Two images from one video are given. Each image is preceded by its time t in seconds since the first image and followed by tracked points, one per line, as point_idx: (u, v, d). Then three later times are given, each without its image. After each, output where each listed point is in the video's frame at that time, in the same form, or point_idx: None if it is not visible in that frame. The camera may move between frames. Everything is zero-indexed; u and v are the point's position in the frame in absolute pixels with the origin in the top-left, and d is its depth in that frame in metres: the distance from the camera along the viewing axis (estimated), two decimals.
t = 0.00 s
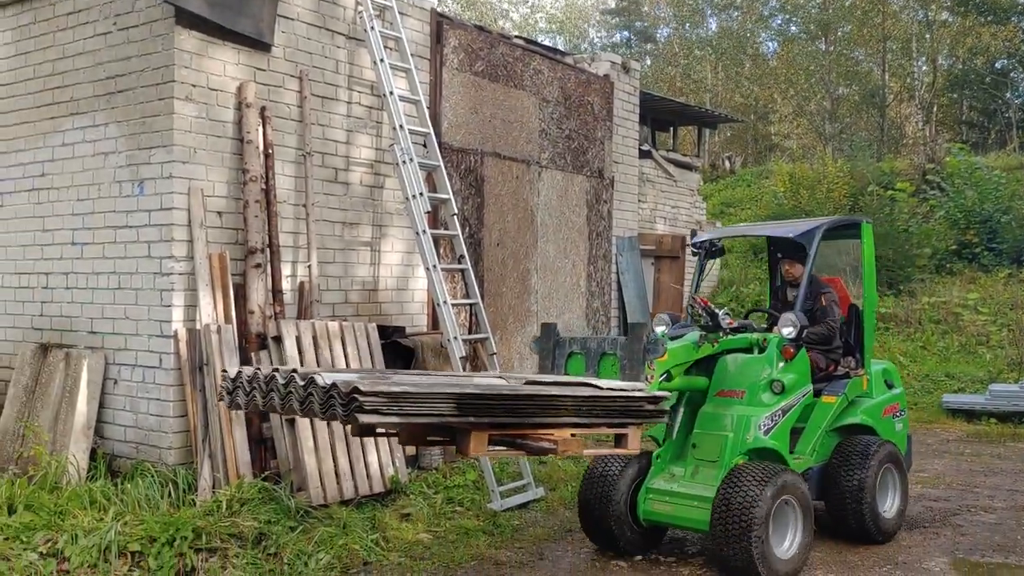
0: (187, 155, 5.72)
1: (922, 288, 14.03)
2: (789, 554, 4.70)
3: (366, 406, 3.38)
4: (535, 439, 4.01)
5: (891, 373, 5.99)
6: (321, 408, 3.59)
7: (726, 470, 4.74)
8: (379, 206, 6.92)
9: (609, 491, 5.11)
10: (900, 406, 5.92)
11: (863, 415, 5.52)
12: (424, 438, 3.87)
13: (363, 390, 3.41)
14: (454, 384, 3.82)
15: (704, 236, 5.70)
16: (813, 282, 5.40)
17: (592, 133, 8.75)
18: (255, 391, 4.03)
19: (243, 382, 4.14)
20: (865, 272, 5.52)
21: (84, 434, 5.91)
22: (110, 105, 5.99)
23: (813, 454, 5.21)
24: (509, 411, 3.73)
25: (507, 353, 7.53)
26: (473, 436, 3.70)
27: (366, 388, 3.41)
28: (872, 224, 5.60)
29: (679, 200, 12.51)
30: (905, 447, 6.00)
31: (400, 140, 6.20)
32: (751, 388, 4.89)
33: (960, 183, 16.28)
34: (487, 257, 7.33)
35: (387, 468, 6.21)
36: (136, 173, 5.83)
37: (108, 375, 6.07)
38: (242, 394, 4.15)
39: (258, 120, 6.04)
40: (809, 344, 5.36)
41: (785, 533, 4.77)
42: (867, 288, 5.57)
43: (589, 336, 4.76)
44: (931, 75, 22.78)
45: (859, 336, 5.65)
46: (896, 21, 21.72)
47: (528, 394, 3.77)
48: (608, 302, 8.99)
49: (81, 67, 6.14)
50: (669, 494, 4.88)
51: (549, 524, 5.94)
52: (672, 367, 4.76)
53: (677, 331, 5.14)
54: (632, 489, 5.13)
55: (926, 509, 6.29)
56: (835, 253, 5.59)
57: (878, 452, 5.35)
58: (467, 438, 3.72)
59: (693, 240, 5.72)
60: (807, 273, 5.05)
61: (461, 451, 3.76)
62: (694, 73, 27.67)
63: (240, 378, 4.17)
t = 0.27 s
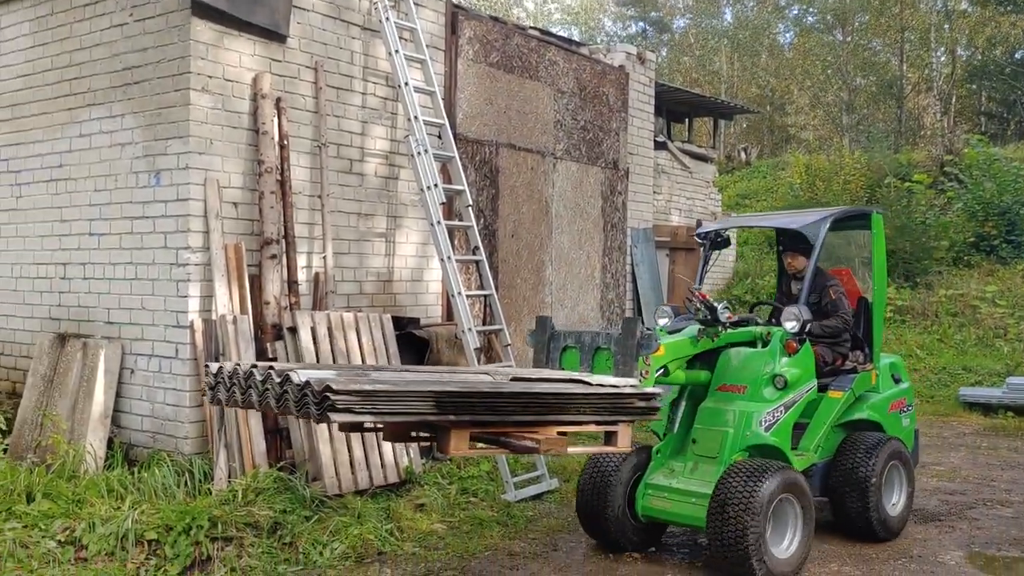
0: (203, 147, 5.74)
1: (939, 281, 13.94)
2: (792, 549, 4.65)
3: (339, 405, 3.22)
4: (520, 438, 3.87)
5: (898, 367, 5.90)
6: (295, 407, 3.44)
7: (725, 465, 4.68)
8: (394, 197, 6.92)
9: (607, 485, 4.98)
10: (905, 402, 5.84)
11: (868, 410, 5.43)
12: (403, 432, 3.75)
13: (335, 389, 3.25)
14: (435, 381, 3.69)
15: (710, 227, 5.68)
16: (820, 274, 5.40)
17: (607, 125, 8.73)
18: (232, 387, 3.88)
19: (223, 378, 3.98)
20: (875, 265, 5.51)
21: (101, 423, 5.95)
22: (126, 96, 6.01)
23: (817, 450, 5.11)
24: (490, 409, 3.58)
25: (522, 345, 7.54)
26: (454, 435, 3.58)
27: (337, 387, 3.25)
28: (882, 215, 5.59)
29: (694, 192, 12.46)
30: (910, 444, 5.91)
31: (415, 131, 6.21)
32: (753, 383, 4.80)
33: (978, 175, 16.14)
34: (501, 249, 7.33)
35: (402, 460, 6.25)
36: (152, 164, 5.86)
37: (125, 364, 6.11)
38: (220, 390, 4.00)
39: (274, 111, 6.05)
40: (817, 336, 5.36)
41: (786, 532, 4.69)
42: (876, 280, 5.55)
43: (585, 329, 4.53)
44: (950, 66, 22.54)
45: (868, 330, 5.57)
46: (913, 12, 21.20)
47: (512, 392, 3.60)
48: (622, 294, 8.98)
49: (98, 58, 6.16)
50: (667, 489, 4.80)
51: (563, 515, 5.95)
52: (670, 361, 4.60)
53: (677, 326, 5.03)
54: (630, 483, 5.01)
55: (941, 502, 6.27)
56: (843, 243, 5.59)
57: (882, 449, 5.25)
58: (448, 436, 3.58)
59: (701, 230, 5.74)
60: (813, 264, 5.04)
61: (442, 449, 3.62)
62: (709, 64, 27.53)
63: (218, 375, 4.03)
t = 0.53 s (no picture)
0: (218, 138, 5.75)
1: (956, 274, 13.83)
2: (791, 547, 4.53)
3: (314, 390, 3.29)
4: (504, 429, 3.91)
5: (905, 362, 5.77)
6: (273, 392, 3.51)
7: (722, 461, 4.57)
8: (408, 189, 6.93)
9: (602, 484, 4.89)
10: (912, 398, 5.69)
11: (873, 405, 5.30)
12: (386, 420, 3.83)
13: (311, 374, 3.32)
14: (416, 369, 3.74)
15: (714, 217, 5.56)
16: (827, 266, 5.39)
17: (621, 117, 8.70)
18: (215, 372, 3.95)
19: (206, 361, 4.06)
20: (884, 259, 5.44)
21: (117, 413, 6.00)
22: (142, 88, 6.03)
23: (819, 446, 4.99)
24: (470, 398, 3.63)
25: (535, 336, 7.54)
26: (433, 423, 3.61)
27: (313, 372, 3.31)
28: (890, 208, 5.53)
29: (709, 185, 12.42)
30: (917, 441, 5.78)
31: (429, 123, 6.21)
32: (752, 377, 4.70)
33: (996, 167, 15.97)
34: (515, 241, 7.33)
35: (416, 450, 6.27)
36: (167, 156, 5.89)
37: (140, 355, 6.15)
38: (204, 374, 4.09)
39: (288, 103, 6.06)
40: (824, 331, 5.36)
41: (785, 529, 4.57)
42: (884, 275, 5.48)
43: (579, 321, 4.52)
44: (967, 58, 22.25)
45: (875, 326, 5.50)
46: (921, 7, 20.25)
47: (492, 381, 3.66)
48: (636, 286, 8.96)
49: (114, 51, 6.19)
50: (665, 485, 4.71)
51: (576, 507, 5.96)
52: (665, 356, 4.54)
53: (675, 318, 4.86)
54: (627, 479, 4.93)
55: (957, 496, 6.24)
56: (852, 237, 5.51)
57: (886, 445, 5.11)
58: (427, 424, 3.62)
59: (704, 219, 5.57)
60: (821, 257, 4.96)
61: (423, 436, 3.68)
62: (724, 56, 27.38)
63: (201, 359, 4.11)
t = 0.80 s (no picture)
0: (231, 132, 5.77)
1: (969, 269, 13.75)
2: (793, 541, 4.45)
3: (279, 395, 3.15)
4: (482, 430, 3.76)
5: (909, 356, 5.65)
6: (241, 395, 3.38)
7: (716, 460, 4.47)
8: (420, 182, 6.93)
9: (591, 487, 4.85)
10: (917, 393, 5.57)
11: (875, 401, 5.20)
12: (364, 417, 3.72)
13: (276, 378, 3.17)
14: (392, 370, 3.60)
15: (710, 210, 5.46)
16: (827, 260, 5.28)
17: (633, 110, 8.68)
18: (189, 372, 3.82)
19: (182, 362, 3.93)
20: (886, 251, 5.24)
21: (130, 405, 6.01)
22: (155, 82, 6.04)
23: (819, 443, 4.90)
24: (445, 401, 3.49)
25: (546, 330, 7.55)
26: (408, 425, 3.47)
27: (278, 375, 3.17)
28: (894, 198, 5.32)
29: (722, 179, 12.40)
30: (921, 437, 5.67)
31: (441, 116, 6.21)
32: (749, 374, 4.57)
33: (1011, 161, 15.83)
34: (526, 234, 7.33)
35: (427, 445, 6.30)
36: (180, 149, 5.90)
37: (153, 348, 6.17)
38: (179, 373, 3.96)
39: (300, 96, 6.07)
40: (823, 326, 5.22)
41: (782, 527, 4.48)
42: (887, 267, 5.29)
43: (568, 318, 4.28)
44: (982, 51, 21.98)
45: (878, 320, 5.32)
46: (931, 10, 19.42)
47: (468, 384, 3.51)
48: (648, 280, 8.94)
49: (127, 44, 6.20)
50: (659, 485, 4.62)
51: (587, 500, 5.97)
52: (657, 353, 4.39)
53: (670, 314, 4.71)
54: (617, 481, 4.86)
55: (969, 491, 6.22)
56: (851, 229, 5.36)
57: (888, 445, 5.01)
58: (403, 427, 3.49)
59: (701, 215, 5.50)
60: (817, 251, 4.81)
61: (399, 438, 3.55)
62: (737, 49, 27.28)
63: (177, 359, 3.98)
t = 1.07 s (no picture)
0: (246, 126, 5.78)
1: (986, 264, 13.65)
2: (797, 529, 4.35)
3: (238, 415, 3.05)
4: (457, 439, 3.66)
5: (915, 351, 5.55)
6: (204, 412, 3.28)
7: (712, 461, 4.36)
8: (434, 176, 6.93)
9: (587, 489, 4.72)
10: (921, 389, 5.48)
11: (878, 398, 5.10)
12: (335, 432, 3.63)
13: (235, 398, 3.06)
14: (363, 380, 3.50)
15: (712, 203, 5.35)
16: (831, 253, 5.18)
17: (648, 104, 8.66)
18: (159, 383, 3.73)
19: (153, 372, 3.84)
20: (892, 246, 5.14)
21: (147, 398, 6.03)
22: (171, 77, 6.06)
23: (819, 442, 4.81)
24: (415, 414, 3.39)
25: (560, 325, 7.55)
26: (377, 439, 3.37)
27: (236, 395, 3.06)
28: (900, 189, 5.21)
29: (737, 173, 12.36)
30: (925, 433, 5.60)
31: (456, 111, 6.21)
32: (747, 374, 4.44)
33: None
34: (540, 228, 7.32)
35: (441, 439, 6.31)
36: (196, 144, 5.92)
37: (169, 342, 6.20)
38: (151, 384, 3.87)
39: (315, 91, 6.08)
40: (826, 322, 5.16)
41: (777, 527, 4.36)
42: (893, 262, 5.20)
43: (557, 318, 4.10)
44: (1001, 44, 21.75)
45: (883, 314, 5.27)
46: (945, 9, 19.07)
47: (438, 396, 3.40)
48: (662, 275, 8.92)
49: (143, 39, 6.23)
50: (653, 485, 4.48)
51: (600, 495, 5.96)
52: (648, 352, 4.20)
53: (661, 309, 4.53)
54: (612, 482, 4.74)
55: (986, 488, 6.18)
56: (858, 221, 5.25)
57: (893, 444, 4.89)
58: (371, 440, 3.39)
59: (702, 207, 5.38)
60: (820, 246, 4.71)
61: (370, 453, 3.44)
62: (753, 43, 27.14)
63: (149, 369, 3.89)
